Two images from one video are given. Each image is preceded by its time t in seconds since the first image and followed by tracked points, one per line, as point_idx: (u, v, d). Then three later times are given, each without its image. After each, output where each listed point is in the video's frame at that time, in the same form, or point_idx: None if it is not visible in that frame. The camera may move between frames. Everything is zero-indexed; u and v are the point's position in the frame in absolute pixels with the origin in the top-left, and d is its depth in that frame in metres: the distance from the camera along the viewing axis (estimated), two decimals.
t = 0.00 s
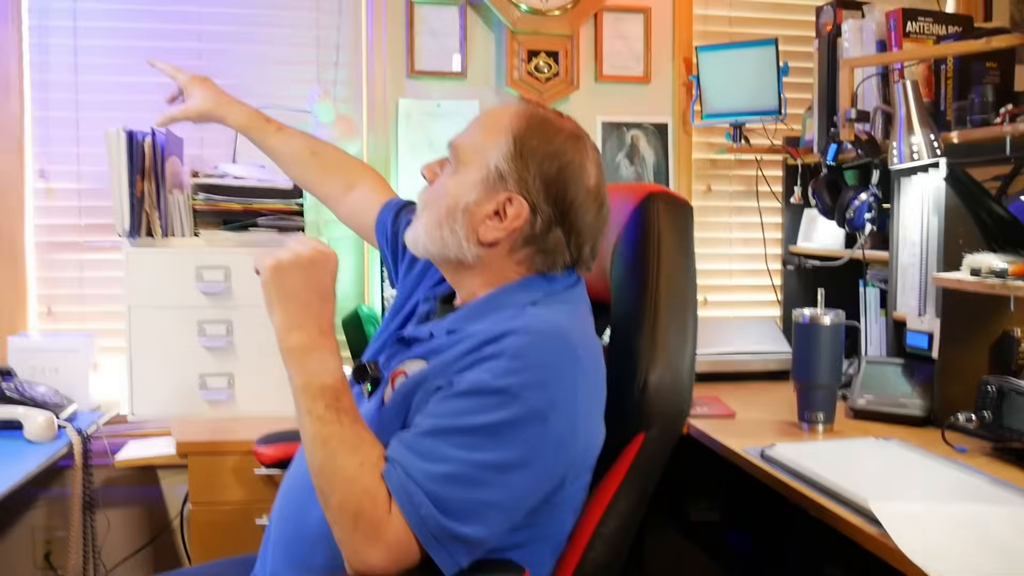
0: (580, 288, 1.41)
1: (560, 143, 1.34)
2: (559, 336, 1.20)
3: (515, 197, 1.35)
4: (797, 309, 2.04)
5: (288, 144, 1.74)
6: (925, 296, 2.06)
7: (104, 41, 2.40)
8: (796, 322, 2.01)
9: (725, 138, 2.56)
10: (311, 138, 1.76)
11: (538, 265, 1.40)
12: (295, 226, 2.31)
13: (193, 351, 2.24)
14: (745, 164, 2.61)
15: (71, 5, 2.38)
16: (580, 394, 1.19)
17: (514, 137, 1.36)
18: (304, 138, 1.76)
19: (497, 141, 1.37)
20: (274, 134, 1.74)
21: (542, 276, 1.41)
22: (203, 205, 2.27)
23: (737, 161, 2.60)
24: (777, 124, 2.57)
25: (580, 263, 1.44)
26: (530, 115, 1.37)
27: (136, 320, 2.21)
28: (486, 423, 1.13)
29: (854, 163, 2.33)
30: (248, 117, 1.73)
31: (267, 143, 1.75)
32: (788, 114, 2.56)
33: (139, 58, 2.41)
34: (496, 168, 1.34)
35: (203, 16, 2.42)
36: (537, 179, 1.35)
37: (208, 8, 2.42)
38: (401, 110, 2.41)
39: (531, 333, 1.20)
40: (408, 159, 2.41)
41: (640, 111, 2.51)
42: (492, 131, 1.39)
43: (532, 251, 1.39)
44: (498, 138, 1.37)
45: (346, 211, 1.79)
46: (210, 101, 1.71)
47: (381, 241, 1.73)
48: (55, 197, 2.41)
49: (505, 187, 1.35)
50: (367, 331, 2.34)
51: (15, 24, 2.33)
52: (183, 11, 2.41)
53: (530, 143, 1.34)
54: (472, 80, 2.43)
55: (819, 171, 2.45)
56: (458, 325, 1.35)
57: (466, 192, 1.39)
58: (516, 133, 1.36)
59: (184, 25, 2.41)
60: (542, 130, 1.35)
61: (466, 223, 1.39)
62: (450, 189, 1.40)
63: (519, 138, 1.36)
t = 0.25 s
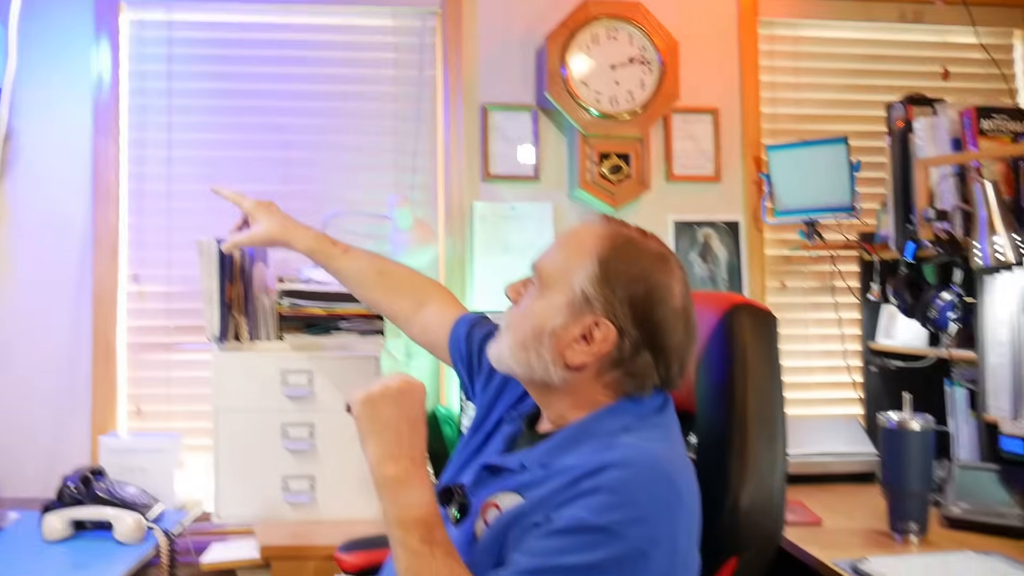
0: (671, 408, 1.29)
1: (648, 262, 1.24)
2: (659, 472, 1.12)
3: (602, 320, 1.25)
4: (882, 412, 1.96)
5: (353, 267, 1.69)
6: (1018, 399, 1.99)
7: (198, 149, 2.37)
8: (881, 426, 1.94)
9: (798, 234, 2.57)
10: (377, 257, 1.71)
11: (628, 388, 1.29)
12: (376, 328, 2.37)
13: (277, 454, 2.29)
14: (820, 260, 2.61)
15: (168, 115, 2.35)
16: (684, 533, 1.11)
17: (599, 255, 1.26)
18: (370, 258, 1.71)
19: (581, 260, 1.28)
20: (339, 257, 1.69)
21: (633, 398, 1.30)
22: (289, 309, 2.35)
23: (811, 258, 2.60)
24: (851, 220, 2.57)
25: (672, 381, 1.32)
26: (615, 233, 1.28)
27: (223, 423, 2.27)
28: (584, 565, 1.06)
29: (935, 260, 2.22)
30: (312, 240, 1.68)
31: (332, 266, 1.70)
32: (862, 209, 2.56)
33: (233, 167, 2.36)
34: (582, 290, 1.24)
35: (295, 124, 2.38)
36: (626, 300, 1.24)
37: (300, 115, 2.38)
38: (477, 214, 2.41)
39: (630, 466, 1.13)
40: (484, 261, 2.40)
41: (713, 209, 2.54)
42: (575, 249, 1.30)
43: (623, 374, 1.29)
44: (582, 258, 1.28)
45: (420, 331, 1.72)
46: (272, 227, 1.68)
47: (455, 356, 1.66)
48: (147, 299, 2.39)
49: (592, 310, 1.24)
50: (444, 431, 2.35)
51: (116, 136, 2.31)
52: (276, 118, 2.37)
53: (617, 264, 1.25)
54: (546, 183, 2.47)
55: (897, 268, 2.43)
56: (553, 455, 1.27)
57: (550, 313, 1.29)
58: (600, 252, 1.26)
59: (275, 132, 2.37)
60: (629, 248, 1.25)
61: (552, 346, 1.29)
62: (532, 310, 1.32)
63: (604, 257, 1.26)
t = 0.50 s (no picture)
0: (767, 497, 1.14)
1: (740, 346, 1.11)
2: (755, 562, 1.01)
3: (690, 409, 1.12)
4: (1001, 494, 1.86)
5: (425, 352, 1.47)
6: None
7: (293, 231, 2.43)
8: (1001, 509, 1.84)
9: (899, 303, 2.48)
10: (450, 344, 1.49)
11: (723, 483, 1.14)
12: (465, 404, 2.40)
13: (369, 532, 2.19)
14: (924, 329, 2.50)
15: (266, 198, 2.44)
16: None
17: (685, 339, 1.13)
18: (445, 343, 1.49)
19: (666, 345, 1.15)
20: (407, 346, 1.46)
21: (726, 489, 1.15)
22: (381, 388, 2.41)
23: (914, 327, 2.50)
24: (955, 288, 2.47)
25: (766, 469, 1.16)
26: (703, 315, 1.15)
27: (316, 500, 2.20)
28: None
29: None
30: (375, 325, 1.43)
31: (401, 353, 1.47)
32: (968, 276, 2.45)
33: (325, 247, 2.42)
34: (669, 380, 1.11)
35: (387, 205, 2.43)
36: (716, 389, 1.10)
37: (393, 196, 2.44)
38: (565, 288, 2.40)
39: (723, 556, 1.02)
40: (573, 337, 2.37)
41: (806, 279, 2.46)
42: (660, 332, 1.17)
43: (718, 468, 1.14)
44: (667, 342, 1.15)
45: (503, 420, 1.53)
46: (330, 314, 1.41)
47: (539, 445, 1.48)
48: (244, 376, 2.45)
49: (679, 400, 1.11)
50: (535, 509, 2.27)
51: (217, 220, 2.38)
52: (369, 200, 2.43)
53: (704, 347, 1.11)
54: (634, 257, 2.44)
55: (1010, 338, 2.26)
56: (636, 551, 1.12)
57: (635, 400, 1.16)
58: (687, 335, 1.14)
59: (367, 213, 2.43)
60: (717, 330, 1.12)
61: (640, 439, 1.16)
62: (614, 398, 1.19)
63: (691, 342, 1.13)
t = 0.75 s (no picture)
0: (853, 567, 1.13)
1: (814, 409, 1.12)
2: None
3: (767, 474, 1.13)
4: None
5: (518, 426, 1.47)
6: None
7: (373, 294, 2.48)
8: None
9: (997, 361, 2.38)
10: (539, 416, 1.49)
11: (804, 549, 1.13)
12: (545, 469, 2.36)
13: None
14: None
15: (346, 262, 2.50)
16: None
17: (759, 404, 1.16)
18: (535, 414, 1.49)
19: (740, 410, 1.18)
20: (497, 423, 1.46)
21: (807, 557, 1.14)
22: (460, 451, 2.39)
23: (1013, 385, 2.39)
24: None
25: (852, 537, 1.15)
26: (776, 380, 1.18)
27: (397, 566, 2.17)
28: None
29: None
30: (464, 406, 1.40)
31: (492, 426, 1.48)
32: None
33: (403, 310, 2.46)
34: (745, 444, 1.13)
35: (464, 267, 2.47)
36: (793, 452, 1.11)
37: (470, 258, 2.48)
38: (643, 349, 2.36)
39: None
40: (653, 399, 2.32)
41: (895, 335, 2.36)
42: (733, 398, 1.20)
43: (797, 534, 1.13)
44: (741, 407, 1.18)
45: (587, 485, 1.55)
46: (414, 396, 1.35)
47: (624, 512, 1.47)
48: (325, 439, 2.48)
49: (757, 464, 1.12)
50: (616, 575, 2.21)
51: (299, 285, 2.46)
52: (445, 262, 2.48)
53: (778, 411, 1.14)
54: (714, 316, 2.39)
55: None
56: None
57: (711, 466, 1.18)
58: (761, 400, 1.16)
59: (444, 275, 2.47)
60: (791, 394, 1.15)
61: (717, 505, 1.16)
62: (689, 464, 1.21)
63: (764, 406, 1.15)
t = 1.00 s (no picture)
0: None
1: (875, 444, 1.06)
2: None
3: (831, 513, 1.05)
4: None
5: (600, 460, 1.33)
6: None
7: (438, 338, 2.50)
8: None
9: None
10: (623, 448, 1.36)
11: None
12: (615, 513, 2.24)
13: None
14: None
15: (411, 308, 2.53)
16: None
17: (817, 442, 1.10)
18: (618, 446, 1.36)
19: (799, 450, 1.12)
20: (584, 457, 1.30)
21: None
22: (526, 496, 2.27)
23: None
24: None
25: None
26: (834, 418, 1.13)
27: None
28: None
29: None
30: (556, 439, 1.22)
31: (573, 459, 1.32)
32: None
33: (467, 353, 2.48)
34: (804, 483, 1.07)
35: (527, 310, 2.49)
36: (856, 490, 1.04)
37: (534, 301, 2.49)
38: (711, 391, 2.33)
39: None
40: (723, 444, 2.28)
41: (974, 377, 2.28)
42: (791, 438, 1.14)
43: None
44: (800, 447, 1.12)
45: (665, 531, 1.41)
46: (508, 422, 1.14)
47: (695, 556, 1.37)
48: (391, 485, 2.47)
49: (818, 503, 1.06)
50: None
51: (365, 331, 2.48)
52: (509, 306, 2.50)
53: (837, 448, 1.08)
54: (784, 357, 2.34)
55: None
56: None
57: (774, 509, 1.11)
58: (818, 437, 1.10)
59: (508, 318, 2.49)
60: (849, 429, 1.09)
61: (782, 551, 1.08)
62: (749, 508, 1.15)
63: (822, 444, 1.10)
